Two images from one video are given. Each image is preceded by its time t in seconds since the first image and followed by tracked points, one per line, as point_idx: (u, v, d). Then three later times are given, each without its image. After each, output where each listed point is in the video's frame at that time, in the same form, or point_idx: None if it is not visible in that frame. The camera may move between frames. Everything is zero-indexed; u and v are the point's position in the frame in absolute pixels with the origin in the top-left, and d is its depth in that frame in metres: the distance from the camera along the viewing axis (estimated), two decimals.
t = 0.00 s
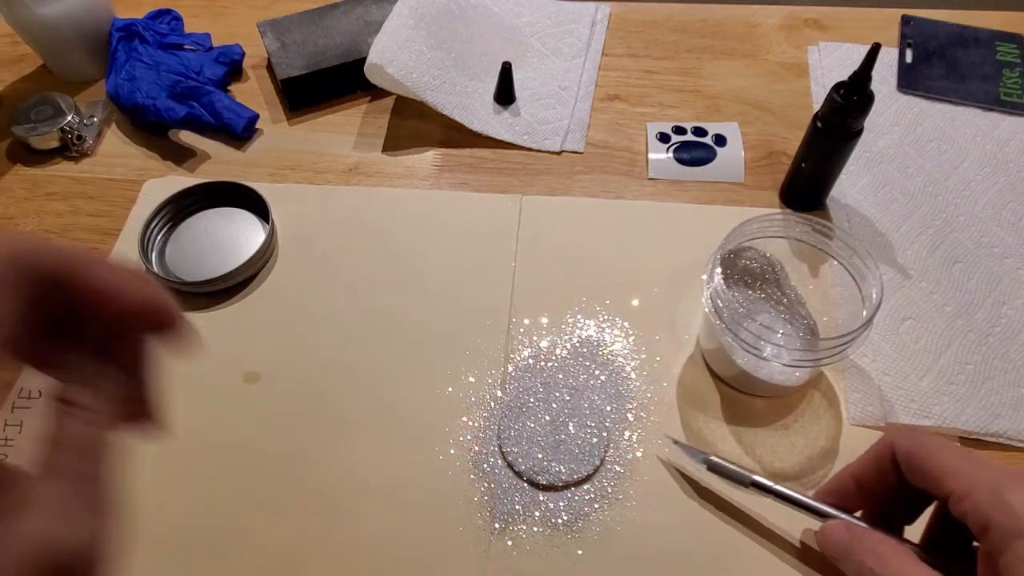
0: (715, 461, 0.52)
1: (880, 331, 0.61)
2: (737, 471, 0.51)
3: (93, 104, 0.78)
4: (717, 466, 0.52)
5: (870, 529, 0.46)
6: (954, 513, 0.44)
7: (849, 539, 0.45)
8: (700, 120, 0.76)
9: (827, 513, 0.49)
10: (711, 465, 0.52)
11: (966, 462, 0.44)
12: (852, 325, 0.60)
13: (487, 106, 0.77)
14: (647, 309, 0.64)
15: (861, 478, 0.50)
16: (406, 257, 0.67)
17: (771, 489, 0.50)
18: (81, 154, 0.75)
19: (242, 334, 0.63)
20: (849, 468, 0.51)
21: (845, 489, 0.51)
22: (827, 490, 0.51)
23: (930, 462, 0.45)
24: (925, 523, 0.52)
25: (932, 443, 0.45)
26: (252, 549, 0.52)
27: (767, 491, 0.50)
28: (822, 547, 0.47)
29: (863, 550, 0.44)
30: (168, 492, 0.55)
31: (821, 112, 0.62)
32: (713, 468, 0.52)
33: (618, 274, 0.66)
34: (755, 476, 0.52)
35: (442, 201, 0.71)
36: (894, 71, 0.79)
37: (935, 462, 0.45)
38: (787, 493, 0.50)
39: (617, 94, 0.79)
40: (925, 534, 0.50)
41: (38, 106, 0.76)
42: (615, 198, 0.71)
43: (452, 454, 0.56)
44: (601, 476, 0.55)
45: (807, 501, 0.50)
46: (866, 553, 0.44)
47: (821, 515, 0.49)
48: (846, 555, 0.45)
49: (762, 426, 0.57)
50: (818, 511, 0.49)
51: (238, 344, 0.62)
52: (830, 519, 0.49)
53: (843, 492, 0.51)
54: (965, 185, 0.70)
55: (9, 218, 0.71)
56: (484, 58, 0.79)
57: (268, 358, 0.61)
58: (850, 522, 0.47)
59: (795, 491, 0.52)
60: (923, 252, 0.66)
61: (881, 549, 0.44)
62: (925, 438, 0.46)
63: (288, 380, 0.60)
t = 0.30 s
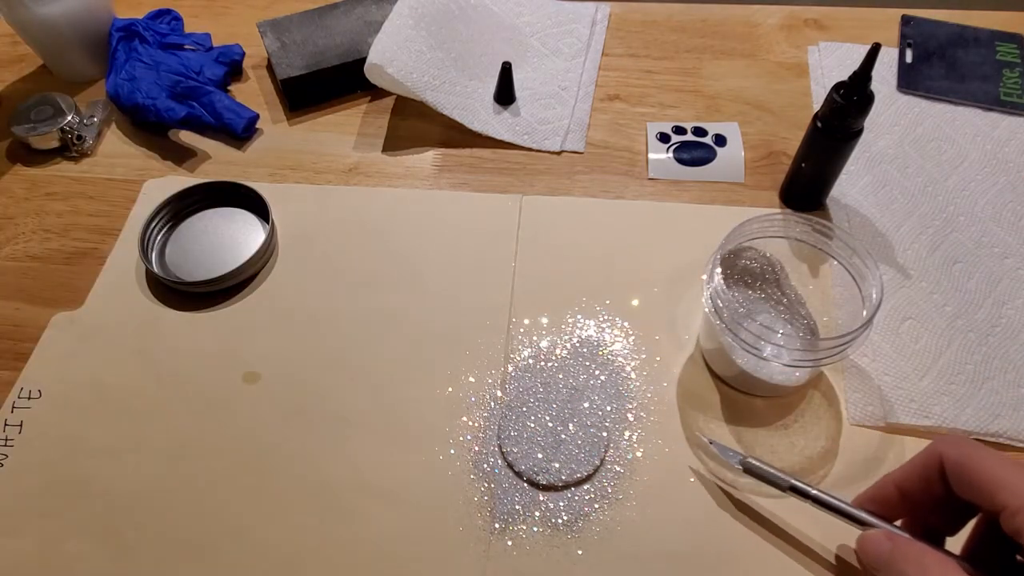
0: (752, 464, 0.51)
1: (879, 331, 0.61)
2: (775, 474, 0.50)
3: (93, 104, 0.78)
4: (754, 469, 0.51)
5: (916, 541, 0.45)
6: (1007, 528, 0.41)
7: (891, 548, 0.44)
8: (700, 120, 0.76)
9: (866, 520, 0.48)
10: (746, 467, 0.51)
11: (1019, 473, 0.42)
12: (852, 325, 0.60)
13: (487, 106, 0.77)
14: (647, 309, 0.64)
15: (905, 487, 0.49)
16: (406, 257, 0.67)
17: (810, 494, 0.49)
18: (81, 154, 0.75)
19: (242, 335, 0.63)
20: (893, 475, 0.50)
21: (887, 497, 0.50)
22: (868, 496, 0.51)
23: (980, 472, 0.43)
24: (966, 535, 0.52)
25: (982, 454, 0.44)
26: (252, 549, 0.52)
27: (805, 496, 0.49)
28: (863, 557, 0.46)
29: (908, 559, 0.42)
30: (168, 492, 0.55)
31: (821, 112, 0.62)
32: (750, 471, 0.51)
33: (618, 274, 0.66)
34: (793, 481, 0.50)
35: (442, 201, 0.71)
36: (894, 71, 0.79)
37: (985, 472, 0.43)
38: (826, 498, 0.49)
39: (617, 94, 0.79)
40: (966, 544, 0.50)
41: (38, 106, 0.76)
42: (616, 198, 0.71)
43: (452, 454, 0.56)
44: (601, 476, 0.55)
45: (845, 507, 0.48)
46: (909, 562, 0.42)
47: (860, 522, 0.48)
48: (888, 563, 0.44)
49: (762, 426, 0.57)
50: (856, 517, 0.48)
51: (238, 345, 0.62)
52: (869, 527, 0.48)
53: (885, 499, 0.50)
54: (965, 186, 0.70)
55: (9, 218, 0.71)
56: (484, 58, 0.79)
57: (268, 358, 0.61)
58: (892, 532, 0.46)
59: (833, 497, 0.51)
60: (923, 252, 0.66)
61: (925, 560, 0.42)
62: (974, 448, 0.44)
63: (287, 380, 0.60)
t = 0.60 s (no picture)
0: (768, 476, 0.50)
1: (879, 331, 0.61)
2: (791, 488, 0.50)
3: (93, 104, 0.78)
4: (770, 482, 0.50)
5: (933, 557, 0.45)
6: None
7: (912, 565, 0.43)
8: (700, 120, 0.76)
9: (884, 536, 0.47)
10: (762, 480, 0.50)
11: None
12: (852, 325, 0.60)
13: (487, 106, 0.77)
14: (647, 309, 0.64)
15: (926, 502, 0.49)
16: (406, 258, 0.67)
17: (827, 508, 0.48)
18: (81, 154, 0.75)
19: (242, 334, 0.63)
20: (913, 491, 0.50)
21: (907, 513, 0.50)
22: (888, 513, 0.51)
23: (1007, 491, 0.43)
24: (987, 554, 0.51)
25: (1008, 472, 0.44)
26: (252, 549, 0.52)
27: (822, 510, 0.49)
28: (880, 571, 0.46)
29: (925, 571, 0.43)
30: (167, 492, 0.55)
31: (821, 112, 0.62)
32: (766, 483, 0.50)
33: (618, 274, 0.65)
34: (810, 494, 0.50)
35: (442, 201, 0.71)
36: (894, 71, 0.79)
37: (1012, 491, 0.43)
38: (844, 513, 0.48)
39: (617, 94, 0.79)
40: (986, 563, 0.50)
41: (38, 106, 0.76)
42: (616, 198, 0.71)
43: (451, 454, 0.56)
44: (601, 476, 0.55)
45: (864, 523, 0.48)
46: None
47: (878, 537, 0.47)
48: None
49: (762, 425, 0.57)
50: (874, 533, 0.47)
51: (239, 344, 0.62)
52: (888, 543, 0.47)
53: (905, 514, 0.50)
54: (965, 185, 0.70)
55: (9, 218, 0.71)
56: (484, 58, 0.79)
57: (268, 358, 0.61)
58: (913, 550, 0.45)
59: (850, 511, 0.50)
60: (923, 252, 0.66)
61: None
62: (999, 467, 0.44)
63: (288, 380, 0.60)
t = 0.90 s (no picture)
0: (771, 489, 0.50)
1: (879, 330, 0.61)
2: (794, 500, 0.50)
3: (93, 104, 0.78)
4: (773, 494, 0.50)
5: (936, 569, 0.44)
6: None
7: None
8: (700, 120, 0.76)
9: (887, 549, 0.47)
10: (765, 491, 0.51)
11: None
12: (852, 324, 0.60)
13: (487, 106, 0.77)
14: (647, 309, 0.64)
15: (927, 513, 0.48)
16: (406, 257, 0.67)
17: (829, 521, 0.48)
18: (81, 154, 0.75)
19: (242, 334, 0.63)
20: (915, 502, 0.49)
21: (908, 525, 0.49)
22: (889, 525, 0.50)
23: (1010, 502, 0.43)
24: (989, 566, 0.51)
25: (1010, 485, 0.44)
26: (252, 549, 0.52)
27: (824, 523, 0.48)
28: None
29: None
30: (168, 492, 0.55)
31: (821, 113, 0.62)
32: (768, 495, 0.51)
33: (618, 274, 0.65)
34: (813, 506, 0.49)
35: (442, 201, 0.71)
36: (894, 71, 0.79)
37: (1014, 503, 0.43)
38: (846, 525, 0.48)
39: (617, 94, 0.79)
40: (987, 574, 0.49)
41: (38, 106, 0.76)
42: (616, 198, 0.71)
43: (451, 454, 0.56)
44: (601, 476, 0.55)
45: (868, 535, 0.47)
46: None
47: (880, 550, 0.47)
48: None
49: (762, 426, 0.57)
50: (877, 545, 0.47)
51: (239, 345, 0.62)
52: (890, 556, 0.46)
53: (907, 526, 0.49)
54: (965, 185, 0.70)
55: (9, 218, 0.71)
56: (484, 58, 0.79)
57: (268, 358, 0.61)
58: (913, 561, 0.44)
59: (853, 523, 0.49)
60: (923, 252, 0.66)
61: None
62: (1001, 479, 0.44)
63: (288, 380, 0.60)
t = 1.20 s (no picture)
0: (750, 480, 0.51)
1: (879, 330, 0.61)
2: (770, 490, 0.50)
3: (93, 104, 0.78)
4: (750, 485, 0.51)
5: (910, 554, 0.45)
6: (1009, 545, 0.42)
7: (890, 562, 0.44)
8: (700, 120, 0.76)
9: (861, 534, 0.48)
10: (744, 483, 0.51)
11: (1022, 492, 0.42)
12: (852, 324, 0.60)
13: (487, 106, 0.77)
14: (647, 309, 0.64)
15: (902, 501, 0.49)
16: (406, 257, 0.67)
17: (806, 510, 0.49)
18: (81, 154, 0.75)
19: (242, 334, 0.63)
20: (890, 490, 0.49)
21: (883, 512, 0.50)
22: (864, 511, 0.51)
23: (984, 490, 0.43)
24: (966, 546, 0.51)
25: (984, 472, 0.44)
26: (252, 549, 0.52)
27: (801, 511, 0.49)
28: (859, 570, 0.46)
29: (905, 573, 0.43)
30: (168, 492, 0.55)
31: (821, 113, 0.62)
32: (746, 486, 0.51)
33: (618, 274, 0.65)
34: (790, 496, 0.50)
35: (442, 201, 0.71)
36: (894, 71, 0.79)
37: (989, 493, 0.43)
38: (823, 514, 0.49)
39: (617, 94, 0.79)
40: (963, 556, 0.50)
41: (38, 106, 0.76)
42: (615, 198, 0.71)
43: (451, 454, 0.56)
44: (601, 476, 0.55)
45: (843, 523, 0.48)
46: None
47: (854, 536, 0.48)
48: None
49: (762, 426, 0.57)
50: (849, 530, 0.48)
51: (239, 345, 0.62)
52: (864, 541, 0.48)
53: (881, 514, 0.50)
54: (966, 185, 0.70)
55: (9, 218, 0.71)
56: (484, 58, 0.79)
57: (268, 358, 0.61)
58: (890, 546, 0.45)
59: (827, 509, 0.50)
60: (923, 252, 0.66)
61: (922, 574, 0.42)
62: (976, 467, 0.44)
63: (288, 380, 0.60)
